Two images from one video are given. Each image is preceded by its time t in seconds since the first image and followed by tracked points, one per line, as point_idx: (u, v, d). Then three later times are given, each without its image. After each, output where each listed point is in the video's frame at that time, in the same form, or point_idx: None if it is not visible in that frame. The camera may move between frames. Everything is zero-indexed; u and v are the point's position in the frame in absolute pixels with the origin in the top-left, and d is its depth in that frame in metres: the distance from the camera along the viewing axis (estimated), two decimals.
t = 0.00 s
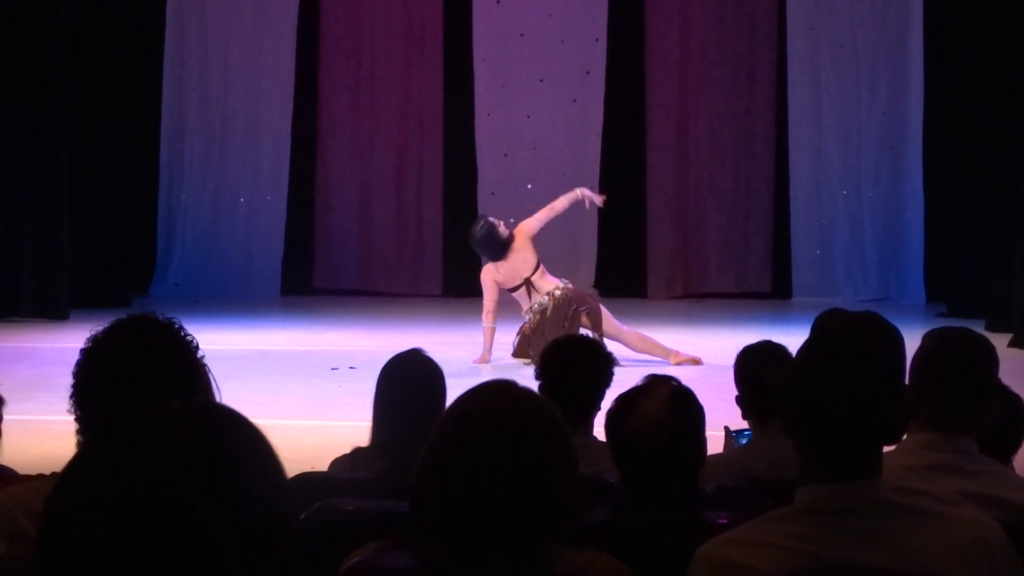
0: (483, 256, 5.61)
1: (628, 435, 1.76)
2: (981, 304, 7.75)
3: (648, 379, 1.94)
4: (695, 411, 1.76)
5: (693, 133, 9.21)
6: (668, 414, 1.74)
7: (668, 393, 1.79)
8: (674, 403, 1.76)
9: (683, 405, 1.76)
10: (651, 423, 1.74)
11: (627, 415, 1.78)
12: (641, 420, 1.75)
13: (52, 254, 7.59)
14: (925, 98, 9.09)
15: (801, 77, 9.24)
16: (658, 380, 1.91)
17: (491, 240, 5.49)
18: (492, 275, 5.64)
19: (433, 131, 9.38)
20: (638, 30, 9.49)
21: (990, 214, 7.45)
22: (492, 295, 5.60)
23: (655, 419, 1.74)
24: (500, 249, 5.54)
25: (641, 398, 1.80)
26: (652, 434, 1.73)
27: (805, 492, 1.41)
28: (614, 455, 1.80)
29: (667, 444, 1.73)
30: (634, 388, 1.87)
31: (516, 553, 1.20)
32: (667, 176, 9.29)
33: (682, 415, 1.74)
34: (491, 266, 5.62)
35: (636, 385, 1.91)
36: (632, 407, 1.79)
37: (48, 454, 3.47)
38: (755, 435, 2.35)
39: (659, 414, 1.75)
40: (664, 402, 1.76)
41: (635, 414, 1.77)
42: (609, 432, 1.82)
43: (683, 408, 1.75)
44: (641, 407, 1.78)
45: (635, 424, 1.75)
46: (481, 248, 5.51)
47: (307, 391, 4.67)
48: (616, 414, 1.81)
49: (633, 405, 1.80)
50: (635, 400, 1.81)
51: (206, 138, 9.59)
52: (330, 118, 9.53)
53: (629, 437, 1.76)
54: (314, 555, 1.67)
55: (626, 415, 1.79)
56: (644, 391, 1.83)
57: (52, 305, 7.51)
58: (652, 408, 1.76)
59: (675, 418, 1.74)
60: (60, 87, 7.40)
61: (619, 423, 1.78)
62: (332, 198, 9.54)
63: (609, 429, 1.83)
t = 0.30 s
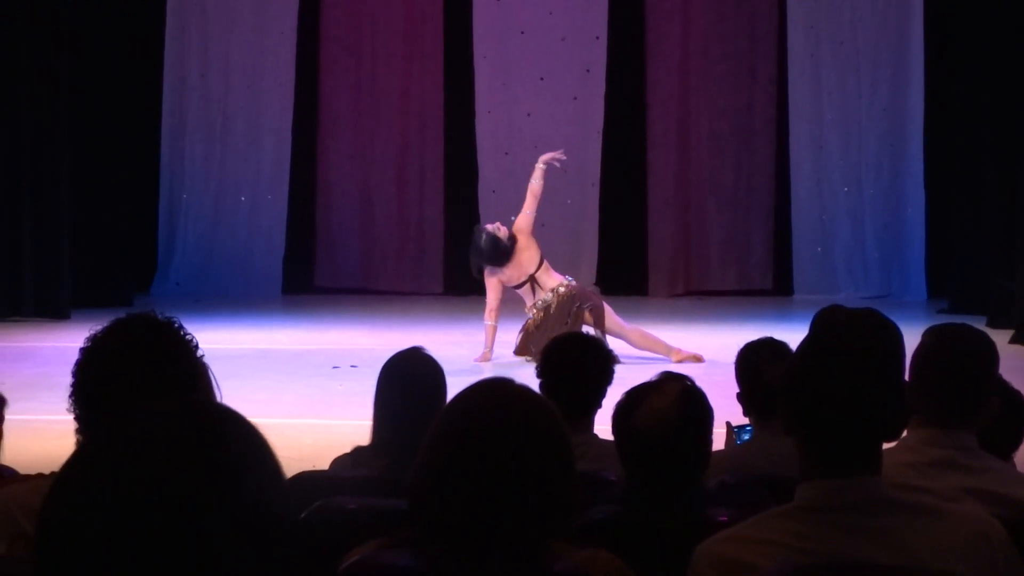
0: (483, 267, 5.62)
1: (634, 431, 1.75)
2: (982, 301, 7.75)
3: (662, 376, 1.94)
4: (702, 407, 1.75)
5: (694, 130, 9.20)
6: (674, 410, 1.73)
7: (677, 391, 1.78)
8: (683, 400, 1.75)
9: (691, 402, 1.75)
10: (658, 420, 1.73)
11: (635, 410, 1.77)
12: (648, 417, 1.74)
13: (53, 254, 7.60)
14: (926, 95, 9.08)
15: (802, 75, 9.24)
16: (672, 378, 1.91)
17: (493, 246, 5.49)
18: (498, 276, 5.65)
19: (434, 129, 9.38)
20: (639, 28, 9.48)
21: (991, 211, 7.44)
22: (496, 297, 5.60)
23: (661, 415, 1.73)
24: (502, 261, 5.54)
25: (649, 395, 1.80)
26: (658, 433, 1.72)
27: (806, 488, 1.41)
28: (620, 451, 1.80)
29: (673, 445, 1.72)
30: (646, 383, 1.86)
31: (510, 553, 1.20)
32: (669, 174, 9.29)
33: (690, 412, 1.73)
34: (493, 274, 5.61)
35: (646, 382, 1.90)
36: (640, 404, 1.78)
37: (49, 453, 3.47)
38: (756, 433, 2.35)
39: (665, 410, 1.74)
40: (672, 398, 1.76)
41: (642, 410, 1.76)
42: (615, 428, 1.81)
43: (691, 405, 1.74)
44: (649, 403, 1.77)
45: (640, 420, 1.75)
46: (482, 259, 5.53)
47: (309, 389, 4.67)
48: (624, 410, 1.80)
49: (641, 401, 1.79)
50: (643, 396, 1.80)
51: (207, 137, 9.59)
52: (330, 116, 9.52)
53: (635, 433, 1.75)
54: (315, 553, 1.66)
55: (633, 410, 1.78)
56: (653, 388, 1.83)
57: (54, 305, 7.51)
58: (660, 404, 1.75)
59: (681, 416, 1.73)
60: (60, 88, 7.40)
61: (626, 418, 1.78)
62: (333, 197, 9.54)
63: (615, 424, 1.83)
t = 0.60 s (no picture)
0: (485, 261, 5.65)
1: (641, 426, 1.75)
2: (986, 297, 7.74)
3: (672, 372, 1.93)
4: (710, 407, 1.76)
5: (697, 127, 9.20)
6: (682, 408, 1.74)
7: (685, 389, 1.78)
8: (690, 399, 1.76)
9: (699, 402, 1.75)
10: (664, 418, 1.73)
11: (642, 405, 1.77)
12: (655, 414, 1.74)
13: (55, 252, 7.62)
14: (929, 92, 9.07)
15: (805, 71, 9.23)
16: (681, 375, 1.90)
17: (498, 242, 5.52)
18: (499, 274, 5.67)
19: (437, 126, 9.38)
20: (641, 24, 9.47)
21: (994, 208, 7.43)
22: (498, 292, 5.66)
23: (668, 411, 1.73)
24: (506, 259, 5.56)
25: (656, 391, 1.80)
26: (665, 431, 1.72)
27: (809, 485, 1.41)
28: (625, 446, 1.80)
29: (679, 442, 1.72)
30: (656, 378, 1.86)
31: (511, 552, 1.19)
32: (671, 170, 9.29)
33: (696, 411, 1.74)
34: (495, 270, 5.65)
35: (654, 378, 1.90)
36: (647, 399, 1.78)
37: (53, 451, 3.48)
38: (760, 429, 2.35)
39: (674, 408, 1.74)
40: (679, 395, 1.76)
41: (649, 406, 1.76)
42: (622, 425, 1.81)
43: (698, 405, 1.74)
44: (656, 400, 1.77)
45: (647, 417, 1.74)
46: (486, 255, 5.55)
47: (312, 386, 4.68)
48: (631, 404, 1.79)
49: (649, 397, 1.79)
50: (650, 391, 1.80)
51: (210, 134, 9.59)
52: (333, 114, 9.52)
53: (641, 429, 1.74)
54: (318, 549, 1.66)
55: (640, 405, 1.78)
56: (661, 384, 1.82)
57: (58, 302, 7.54)
58: (667, 400, 1.75)
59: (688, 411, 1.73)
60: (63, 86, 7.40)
61: (633, 413, 1.77)
62: (336, 195, 9.55)
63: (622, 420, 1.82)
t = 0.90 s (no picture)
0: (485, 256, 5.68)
1: (647, 424, 1.74)
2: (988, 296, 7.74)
3: (677, 370, 1.93)
4: (716, 406, 1.75)
5: (699, 125, 9.19)
6: (689, 405, 1.73)
7: (692, 386, 1.78)
8: (698, 396, 1.75)
9: (706, 399, 1.75)
10: (671, 415, 1.73)
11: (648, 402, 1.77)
12: (662, 411, 1.73)
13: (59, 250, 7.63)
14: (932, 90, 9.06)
15: (808, 69, 9.22)
16: (686, 373, 1.90)
17: (500, 237, 5.55)
18: (495, 272, 5.68)
19: (439, 124, 9.37)
20: (644, 22, 9.46)
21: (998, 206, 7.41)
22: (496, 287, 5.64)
23: (675, 409, 1.73)
24: (504, 256, 5.60)
25: (662, 389, 1.79)
26: (673, 428, 1.72)
27: (812, 484, 1.41)
28: (630, 444, 1.79)
29: (686, 440, 1.72)
30: (661, 376, 1.85)
31: (510, 552, 1.19)
32: (674, 168, 9.28)
33: (703, 408, 1.73)
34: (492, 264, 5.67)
35: (661, 376, 1.89)
36: (653, 396, 1.77)
37: (56, 447, 3.49)
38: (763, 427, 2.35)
39: (680, 405, 1.73)
40: (686, 394, 1.76)
41: (656, 403, 1.76)
42: (627, 422, 1.81)
43: (705, 403, 1.74)
44: (663, 398, 1.76)
45: (653, 414, 1.74)
46: (485, 245, 5.56)
47: (315, 384, 4.68)
48: (636, 401, 1.79)
49: (655, 394, 1.79)
50: (656, 389, 1.79)
51: (213, 132, 9.59)
52: (335, 111, 9.52)
53: (647, 426, 1.74)
54: (322, 547, 1.66)
55: (646, 403, 1.78)
56: (666, 381, 1.82)
57: (61, 299, 7.55)
58: (673, 398, 1.75)
59: (694, 409, 1.73)
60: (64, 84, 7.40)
61: (639, 411, 1.77)
62: (338, 192, 9.55)
63: (628, 417, 1.82)
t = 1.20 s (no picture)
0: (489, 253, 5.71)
1: (654, 421, 1.75)
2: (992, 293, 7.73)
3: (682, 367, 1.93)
4: (722, 403, 1.76)
5: (702, 122, 9.18)
6: (694, 403, 1.74)
7: (698, 382, 1.78)
8: (705, 393, 1.76)
9: (712, 396, 1.75)
10: (678, 411, 1.73)
11: (654, 397, 1.77)
12: (668, 407, 1.74)
13: (62, 248, 7.64)
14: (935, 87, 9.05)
15: (811, 67, 9.21)
16: (691, 369, 1.89)
17: (501, 239, 5.53)
18: (494, 274, 5.71)
19: (442, 122, 9.37)
20: (647, 19, 9.46)
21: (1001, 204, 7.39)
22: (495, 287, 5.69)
23: (681, 407, 1.74)
24: (504, 259, 5.61)
25: (668, 386, 1.80)
26: (681, 425, 1.73)
27: (814, 482, 1.41)
28: (635, 441, 1.80)
29: (692, 437, 1.73)
30: (666, 372, 1.85)
31: (511, 552, 1.20)
32: (677, 166, 9.28)
33: (708, 407, 1.75)
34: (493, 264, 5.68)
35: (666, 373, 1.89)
36: (660, 391, 1.78)
37: (60, 446, 3.49)
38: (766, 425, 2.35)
39: (687, 400, 1.74)
40: (692, 391, 1.76)
41: (662, 400, 1.76)
42: (633, 420, 1.81)
43: (712, 400, 1.74)
44: (669, 395, 1.77)
45: (659, 411, 1.75)
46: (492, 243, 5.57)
47: (318, 382, 4.68)
48: (642, 396, 1.80)
49: (660, 391, 1.79)
50: (663, 383, 1.80)
51: (216, 130, 9.60)
52: (339, 109, 9.52)
53: (655, 424, 1.75)
54: (325, 546, 1.66)
55: (652, 400, 1.78)
56: (672, 378, 1.82)
57: (64, 298, 7.56)
58: (679, 394, 1.75)
59: (700, 407, 1.73)
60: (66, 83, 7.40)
61: (645, 408, 1.77)
62: (341, 191, 9.55)
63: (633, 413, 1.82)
